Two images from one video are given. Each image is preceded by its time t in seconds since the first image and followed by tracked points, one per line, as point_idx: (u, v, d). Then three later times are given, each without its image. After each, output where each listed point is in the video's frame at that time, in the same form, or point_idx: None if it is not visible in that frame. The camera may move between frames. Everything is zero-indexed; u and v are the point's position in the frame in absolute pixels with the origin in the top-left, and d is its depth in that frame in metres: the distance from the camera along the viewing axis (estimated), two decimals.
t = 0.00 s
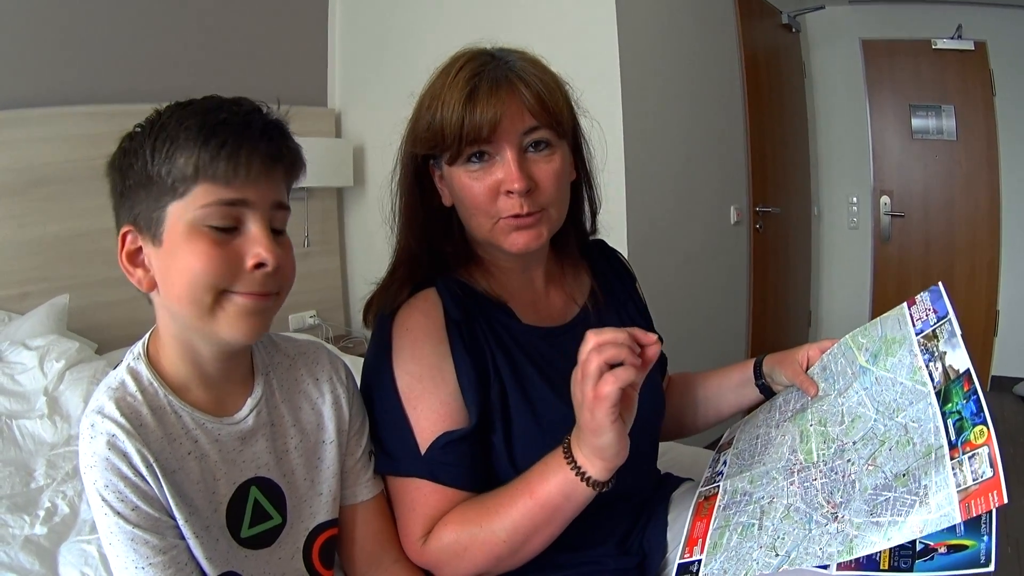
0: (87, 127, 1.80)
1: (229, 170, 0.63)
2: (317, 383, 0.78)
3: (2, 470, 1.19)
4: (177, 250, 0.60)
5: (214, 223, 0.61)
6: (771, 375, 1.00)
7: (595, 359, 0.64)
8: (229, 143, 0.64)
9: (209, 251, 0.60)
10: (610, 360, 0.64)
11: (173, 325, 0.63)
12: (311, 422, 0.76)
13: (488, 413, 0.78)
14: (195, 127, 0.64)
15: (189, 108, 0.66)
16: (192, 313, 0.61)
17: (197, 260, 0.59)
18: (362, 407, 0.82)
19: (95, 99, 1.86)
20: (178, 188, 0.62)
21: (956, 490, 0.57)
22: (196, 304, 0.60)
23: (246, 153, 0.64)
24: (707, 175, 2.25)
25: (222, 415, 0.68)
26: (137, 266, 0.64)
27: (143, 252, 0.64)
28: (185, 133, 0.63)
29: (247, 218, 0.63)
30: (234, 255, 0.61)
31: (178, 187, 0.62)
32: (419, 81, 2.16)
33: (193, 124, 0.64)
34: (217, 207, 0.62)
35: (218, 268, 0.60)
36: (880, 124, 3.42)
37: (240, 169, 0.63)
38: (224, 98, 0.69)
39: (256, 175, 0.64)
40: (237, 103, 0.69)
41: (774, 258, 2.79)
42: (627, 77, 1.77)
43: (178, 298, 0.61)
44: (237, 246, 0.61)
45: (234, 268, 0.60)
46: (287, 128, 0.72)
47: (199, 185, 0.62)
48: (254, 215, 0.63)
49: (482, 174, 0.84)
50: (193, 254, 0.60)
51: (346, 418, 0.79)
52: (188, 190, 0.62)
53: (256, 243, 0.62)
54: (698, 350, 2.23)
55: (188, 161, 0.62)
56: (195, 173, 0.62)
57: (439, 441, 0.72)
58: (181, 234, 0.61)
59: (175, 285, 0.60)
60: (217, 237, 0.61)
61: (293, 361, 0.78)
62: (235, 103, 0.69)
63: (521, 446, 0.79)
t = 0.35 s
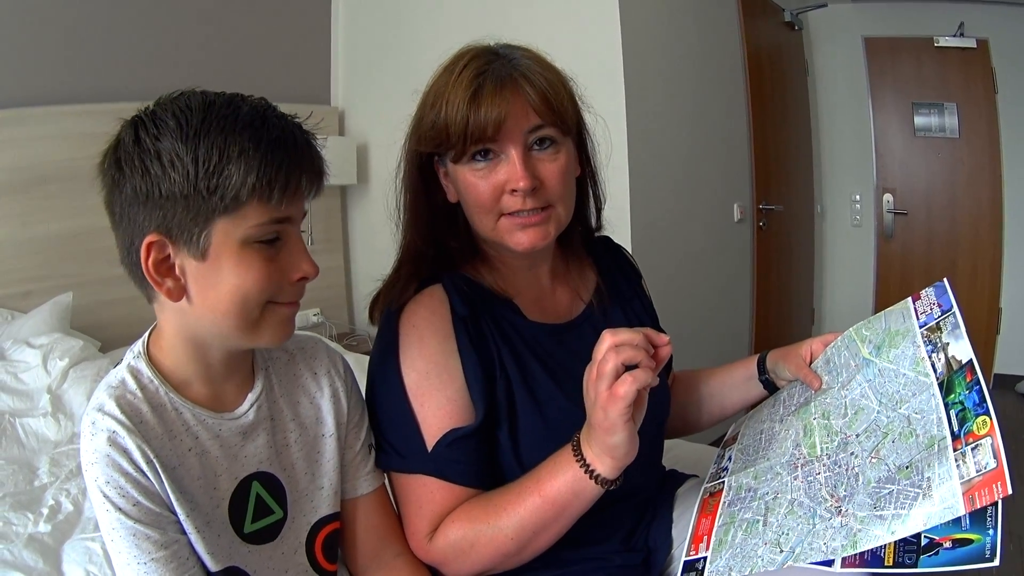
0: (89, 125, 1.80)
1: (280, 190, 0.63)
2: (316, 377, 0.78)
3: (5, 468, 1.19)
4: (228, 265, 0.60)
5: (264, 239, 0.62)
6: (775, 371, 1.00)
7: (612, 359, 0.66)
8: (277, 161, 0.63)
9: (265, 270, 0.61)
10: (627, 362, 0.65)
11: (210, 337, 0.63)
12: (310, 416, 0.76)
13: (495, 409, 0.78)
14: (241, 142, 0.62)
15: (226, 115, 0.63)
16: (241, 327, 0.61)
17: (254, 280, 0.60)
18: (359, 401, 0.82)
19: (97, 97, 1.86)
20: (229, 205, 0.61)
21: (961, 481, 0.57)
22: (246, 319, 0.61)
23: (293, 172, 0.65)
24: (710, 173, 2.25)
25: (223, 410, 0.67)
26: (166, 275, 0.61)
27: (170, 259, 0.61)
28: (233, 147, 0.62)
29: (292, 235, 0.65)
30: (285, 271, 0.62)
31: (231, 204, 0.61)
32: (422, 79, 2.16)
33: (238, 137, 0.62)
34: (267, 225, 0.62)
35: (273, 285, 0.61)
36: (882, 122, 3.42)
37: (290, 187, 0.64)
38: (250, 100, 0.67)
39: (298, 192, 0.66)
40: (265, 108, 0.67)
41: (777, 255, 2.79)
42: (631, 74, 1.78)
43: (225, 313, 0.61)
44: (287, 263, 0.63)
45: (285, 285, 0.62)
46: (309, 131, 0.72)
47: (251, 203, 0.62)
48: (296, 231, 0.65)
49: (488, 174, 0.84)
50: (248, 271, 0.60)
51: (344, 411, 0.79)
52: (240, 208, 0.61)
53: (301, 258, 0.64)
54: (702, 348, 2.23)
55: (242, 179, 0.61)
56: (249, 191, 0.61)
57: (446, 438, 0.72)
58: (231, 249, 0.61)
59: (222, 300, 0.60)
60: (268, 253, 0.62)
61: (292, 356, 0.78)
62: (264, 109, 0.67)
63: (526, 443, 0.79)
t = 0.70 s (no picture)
0: (92, 127, 1.80)
1: (293, 194, 0.63)
2: (325, 382, 0.78)
3: (11, 470, 1.19)
4: (240, 269, 0.60)
5: (277, 242, 0.63)
6: (779, 375, 1.00)
7: (632, 365, 0.66)
8: (290, 164, 0.63)
9: (277, 273, 0.61)
10: (647, 366, 0.66)
11: (220, 339, 0.63)
12: (319, 420, 0.76)
13: (503, 410, 0.78)
14: (254, 145, 0.62)
15: (238, 118, 0.63)
16: (253, 331, 0.61)
17: (266, 284, 0.60)
18: (368, 405, 0.83)
19: (100, 98, 1.86)
20: (242, 208, 0.61)
21: (962, 474, 0.57)
22: (259, 323, 0.61)
23: (305, 175, 0.65)
24: (714, 174, 2.25)
25: (232, 414, 0.67)
26: (177, 277, 0.61)
27: (182, 261, 0.61)
28: (247, 151, 0.62)
29: (304, 238, 0.65)
30: (298, 275, 0.63)
31: (243, 208, 0.61)
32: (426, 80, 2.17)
33: (251, 140, 0.62)
34: (280, 229, 0.63)
35: (285, 288, 0.62)
36: (886, 122, 3.42)
37: (303, 191, 0.65)
38: (262, 103, 0.67)
39: (311, 196, 0.66)
40: (277, 111, 0.67)
41: (781, 256, 2.79)
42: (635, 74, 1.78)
43: (237, 315, 0.61)
44: (298, 265, 0.63)
45: (296, 287, 0.63)
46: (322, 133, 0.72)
47: (264, 206, 0.62)
48: (308, 234, 0.66)
49: (496, 177, 0.84)
50: (261, 275, 0.60)
51: (352, 414, 0.79)
52: (253, 212, 0.61)
53: (314, 262, 0.65)
54: (706, 348, 2.22)
55: (255, 183, 0.61)
56: (262, 194, 0.62)
57: (456, 438, 0.72)
58: (244, 253, 0.61)
59: (235, 303, 0.60)
60: (281, 257, 0.62)
61: (301, 360, 0.78)
62: (276, 111, 0.67)
63: (534, 444, 0.80)
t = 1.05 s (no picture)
0: (97, 128, 1.80)
1: (308, 196, 0.64)
2: (335, 384, 0.78)
3: (16, 471, 1.19)
4: (255, 270, 0.61)
5: (292, 245, 0.63)
6: (784, 377, 1.00)
7: (669, 369, 0.66)
8: (306, 166, 0.64)
9: (292, 275, 0.61)
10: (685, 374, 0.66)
11: (234, 341, 0.63)
12: (329, 423, 0.76)
13: (510, 413, 0.79)
14: (270, 147, 0.63)
15: (255, 120, 0.64)
16: (267, 333, 0.62)
17: (282, 286, 0.61)
18: (377, 407, 0.83)
19: (104, 99, 1.86)
20: (258, 210, 0.61)
21: (966, 479, 0.57)
22: (274, 324, 0.61)
23: (321, 178, 0.65)
24: (718, 175, 2.25)
25: (243, 416, 0.68)
26: (192, 277, 0.62)
27: (198, 262, 0.62)
28: (262, 152, 0.62)
29: (319, 242, 0.65)
30: (313, 277, 0.63)
31: (259, 209, 0.61)
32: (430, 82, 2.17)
33: (267, 142, 0.63)
34: (294, 231, 0.63)
35: (299, 291, 0.62)
36: (888, 123, 3.43)
37: (320, 193, 0.65)
38: (279, 105, 0.67)
39: (327, 198, 0.66)
40: (294, 113, 0.68)
41: (785, 257, 2.79)
42: (640, 76, 1.78)
43: (251, 318, 0.61)
44: (314, 267, 0.63)
45: (311, 290, 0.63)
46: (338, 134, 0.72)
47: (280, 209, 0.62)
48: (324, 237, 0.66)
49: (503, 182, 0.84)
50: (275, 277, 0.61)
51: (362, 417, 0.79)
52: (268, 215, 0.61)
53: (329, 264, 0.65)
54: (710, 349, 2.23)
55: (271, 185, 0.61)
56: (278, 196, 0.62)
57: (464, 440, 0.73)
58: (259, 253, 0.61)
59: (250, 304, 0.61)
60: (296, 259, 0.62)
61: (312, 362, 0.78)
62: (293, 114, 0.67)
63: (541, 447, 0.80)
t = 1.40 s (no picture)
0: (100, 129, 1.81)
1: (318, 200, 0.64)
2: (340, 384, 0.79)
3: (19, 472, 1.19)
4: (263, 273, 0.61)
5: (300, 247, 0.63)
6: (785, 376, 1.01)
7: (632, 387, 0.66)
8: (316, 171, 0.64)
9: (302, 278, 0.62)
10: (650, 387, 0.65)
11: (241, 342, 0.64)
12: (333, 422, 0.76)
13: (511, 412, 0.79)
14: (280, 152, 0.63)
15: (265, 124, 0.64)
16: (275, 336, 0.62)
17: (291, 290, 0.61)
18: (381, 407, 0.83)
19: (106, 99, 1.86)
20: (267, 213, 0.61)
21: (965, 472, 0.57)
22: (282, 327, 0.61)
23: (330, 182, 0.65)
24: (719, 175, 2.25)
25: (249, 414, 0.68)
26: (202, 279, 0.62)
27: (208, 264, 0.62)
28: (272, 156, 0.62)
29: (327, 244, 0.65)
30: (322, 280, 0.63)
31: (269, 213, 0.61)
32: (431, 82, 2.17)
33: (278, 147, 0.63)
34: (303, 234, 0.63)
35: (308, 293, 0.62)
36: (889, 123, 3.43)
37: (329, 198, 0.65)
38: (289, 108, 0.67)
39: (336, 202, 0.66)
40: (303, 117, 0.68)
41: (786, 257, 2.79)
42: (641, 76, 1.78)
43: (260, 321, 0.61)
44: (322, 270, 0.63)
45: (319, 293, 0.63)
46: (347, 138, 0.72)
47: (289, 212, 0.62)
48: (332, 241, 0.66)
49: (504, 182, 0.84)
50: (284, 280, 0.61)
51: (366, 416, 0.79)
52: (278, 218, 0.62)
53: (337, 267, 0.65)
54: (711, 349, 2.22)
55: (281, 189, 0.61)
56: (288, 201, 0.62)
57: (466, 440, 0.73)
58: (267, 257, 0.61)
59: (258, 307, 0.61)
60: (304, 262, 0.63)
61: (317, 362, 0.78)
62: (303, 118, 0.67)
63: (543, 446, 0.80)
